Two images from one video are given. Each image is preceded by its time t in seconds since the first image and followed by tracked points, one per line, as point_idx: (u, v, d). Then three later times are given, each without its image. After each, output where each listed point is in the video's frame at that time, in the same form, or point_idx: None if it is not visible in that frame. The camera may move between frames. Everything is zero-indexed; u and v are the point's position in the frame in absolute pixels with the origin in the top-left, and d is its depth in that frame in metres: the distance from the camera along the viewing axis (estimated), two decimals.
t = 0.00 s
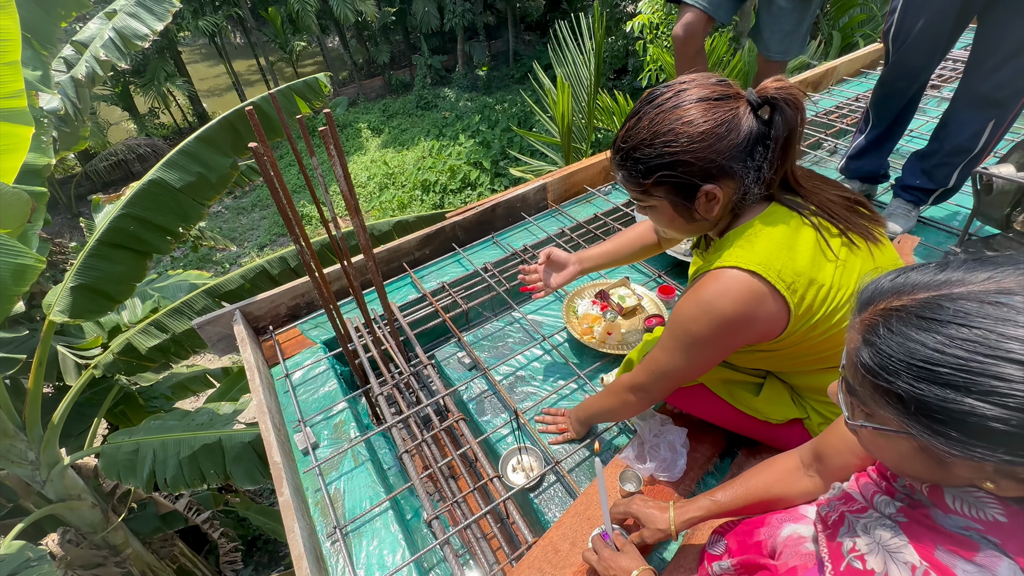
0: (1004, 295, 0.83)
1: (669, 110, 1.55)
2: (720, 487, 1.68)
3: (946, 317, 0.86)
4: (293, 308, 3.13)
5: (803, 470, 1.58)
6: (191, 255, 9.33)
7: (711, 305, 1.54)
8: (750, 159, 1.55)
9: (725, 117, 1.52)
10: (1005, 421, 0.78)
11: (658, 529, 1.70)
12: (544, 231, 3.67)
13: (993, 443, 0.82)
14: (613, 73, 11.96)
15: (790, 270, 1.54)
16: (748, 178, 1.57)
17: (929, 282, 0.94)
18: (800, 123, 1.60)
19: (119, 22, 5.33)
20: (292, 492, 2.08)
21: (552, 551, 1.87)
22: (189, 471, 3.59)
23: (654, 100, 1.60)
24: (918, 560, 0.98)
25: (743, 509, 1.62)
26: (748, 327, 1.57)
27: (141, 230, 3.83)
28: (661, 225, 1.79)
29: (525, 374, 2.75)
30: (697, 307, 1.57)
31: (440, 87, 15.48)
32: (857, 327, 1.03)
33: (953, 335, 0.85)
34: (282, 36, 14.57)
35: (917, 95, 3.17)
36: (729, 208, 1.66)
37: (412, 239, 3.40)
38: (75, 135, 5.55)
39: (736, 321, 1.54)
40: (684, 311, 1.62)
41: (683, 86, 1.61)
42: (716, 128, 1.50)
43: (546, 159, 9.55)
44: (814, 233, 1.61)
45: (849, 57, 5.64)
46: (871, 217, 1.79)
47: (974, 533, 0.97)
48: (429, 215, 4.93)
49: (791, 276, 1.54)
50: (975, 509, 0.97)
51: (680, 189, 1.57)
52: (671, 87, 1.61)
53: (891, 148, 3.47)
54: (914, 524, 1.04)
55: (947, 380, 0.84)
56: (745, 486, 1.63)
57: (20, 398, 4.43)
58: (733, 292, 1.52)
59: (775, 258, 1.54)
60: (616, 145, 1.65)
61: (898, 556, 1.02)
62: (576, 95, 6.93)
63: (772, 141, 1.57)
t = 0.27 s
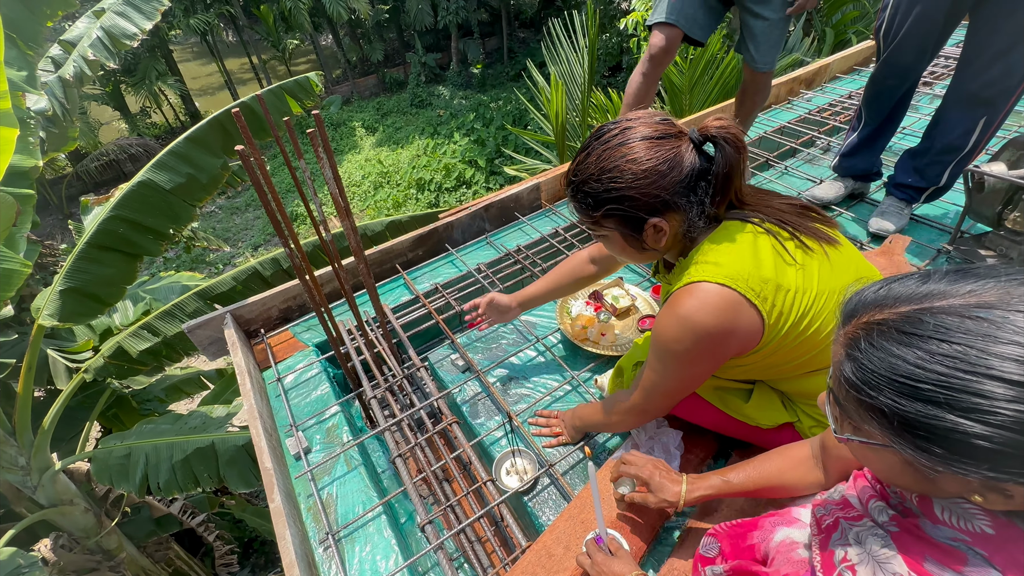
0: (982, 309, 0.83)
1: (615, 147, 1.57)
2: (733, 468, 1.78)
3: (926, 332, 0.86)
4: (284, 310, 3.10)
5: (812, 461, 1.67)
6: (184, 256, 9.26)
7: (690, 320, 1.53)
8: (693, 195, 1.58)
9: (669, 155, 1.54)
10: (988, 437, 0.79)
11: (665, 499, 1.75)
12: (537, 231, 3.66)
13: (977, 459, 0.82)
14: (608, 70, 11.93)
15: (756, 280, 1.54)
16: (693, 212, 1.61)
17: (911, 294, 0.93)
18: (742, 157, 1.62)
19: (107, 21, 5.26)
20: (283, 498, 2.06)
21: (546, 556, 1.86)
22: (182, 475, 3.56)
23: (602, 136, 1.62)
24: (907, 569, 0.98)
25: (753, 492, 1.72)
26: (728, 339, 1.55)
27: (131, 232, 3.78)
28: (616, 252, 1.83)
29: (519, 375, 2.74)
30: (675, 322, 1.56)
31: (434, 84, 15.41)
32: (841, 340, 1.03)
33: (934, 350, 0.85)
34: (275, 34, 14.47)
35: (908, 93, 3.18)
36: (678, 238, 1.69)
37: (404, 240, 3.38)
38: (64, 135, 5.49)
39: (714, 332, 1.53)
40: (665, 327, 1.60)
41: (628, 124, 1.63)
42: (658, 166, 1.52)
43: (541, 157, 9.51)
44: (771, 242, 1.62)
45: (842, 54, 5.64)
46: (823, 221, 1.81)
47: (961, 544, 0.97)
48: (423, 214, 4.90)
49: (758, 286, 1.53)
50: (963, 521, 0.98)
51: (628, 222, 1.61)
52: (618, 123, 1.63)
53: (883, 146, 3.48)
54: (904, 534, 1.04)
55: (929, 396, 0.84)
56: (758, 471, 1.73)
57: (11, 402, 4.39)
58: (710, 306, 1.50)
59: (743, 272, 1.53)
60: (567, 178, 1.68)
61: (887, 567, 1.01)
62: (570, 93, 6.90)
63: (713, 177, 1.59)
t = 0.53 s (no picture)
0: (980, 326, 0.81)
1: (571, 183, 1.57)
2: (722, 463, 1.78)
3: (924, 351, 0.84)
4: (275, 314, 3.06)
5: (804, 462, 1.66)
6: (175, 257, 9.15)
7: (664, 329, 1.52)
8: (650, 228, 1.59)
9: (624, 191, 1.54)
10: (997, 460, 0.76)
11: (656, 496, 1.78)
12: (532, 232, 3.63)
13: (985, 481, 0.80)
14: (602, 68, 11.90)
15: (725, 287, 1.53)
16: (652, 244, 1.61)
17: (906, 310, 0.92)
18: (697, 189, 1.61)
19: (93, 20, 5.20)
20: (274, 507, 2.02)
21: (542, 565, 1.83)
22: (173, 481, 3.49)
23: (559, 171, 1.62)
24: None
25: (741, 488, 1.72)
26: (704, 346, 1.54)
27: (119, 234, 3.71)
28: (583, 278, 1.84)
29: (514, 379, 2.71)
30: (650, 333, 1.55)
31: (428, 82, 15.33)
32: (839, 358, 1.01)
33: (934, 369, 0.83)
34: (266, 32, 14.34)
35: (901, 91, 3.17)
36: (641, 266, 1.70)
37: (397, 243, 3.34)
38: (51, 135, 5.40)
39: (689, 340, 1.52)
40: (642, 338, 1.60)
41: (583, 158, 1.62)
42: (612, 205, 1.53)
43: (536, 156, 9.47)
44: (736, 249, 1.62)
45: (835, 52, 5.64)
46: (788, 224, 1.80)
47: (968, 562, 0.95)
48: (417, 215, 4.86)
49: (726, 292, 1.52)
50: (971, 539, 0.96)
51: (590, 255, 1.62)
52: (574, 158, 1.62)
53: (876, 145, 3.47)
54: (908, 550, 1.03)
55: (933, 418, 0.82)
56: (748, 468, 1.73)
57: None
58: (681, 314, 1.50)
59: (711, 278, 1.52)
60: (529, 213, 1.68)
61: None
62: (564, 91, 6.87)
63: (669, 209, 1.59)
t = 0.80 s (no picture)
0: (1007, 320, 0.78)
1: (542, 193, 1.55)
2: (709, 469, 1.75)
3: (956, 353, 0.79)
4: (262, 313, 2.99)
5: (795, 462, 1.62)
6: (165, 255, 9.03)
7: (643, 333, 1.48)
8: (622, 237, 1.58)
9: (595, 200, 1.52)
10: None
11: (646, 504, 1.75)
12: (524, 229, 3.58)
13: None
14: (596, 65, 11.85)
15: (701, 288, 1.49)
16: (627, 252, 1.60)
17: (919, 310, 0.88)
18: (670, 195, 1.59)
19: (76, 14, 5.13)
20: (258, 512, 1.96)
21: (532, 568, 1.79)
22: (160, 483, 3.41)
23: (530, 181, 1.60)
24: None
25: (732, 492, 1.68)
26: (684, 349, 1.49)
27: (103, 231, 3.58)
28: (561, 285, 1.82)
29: (506, 379, 2.66)
30: (631, 338, 1.51)
31: (421, 79, 15.23)
32: (851, 368, 0.96)
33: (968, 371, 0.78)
34: (257, 28, 14.18)
35: (896, 84, 3.14)
36: (618, 273, 1.69)
37: (386, 239, 3.28)
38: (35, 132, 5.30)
39: (668, 343, 1.48)
40: (625, 343, 1.55)
41: (556, 168, 1.60)
42: (583, 215, 1.51)
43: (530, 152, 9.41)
44: (711, 249, 1.58)
45: (829, 48, 5.62)
46: (766, 221, 1.76)
47: (973, 567, 0.91)
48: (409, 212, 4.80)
49: (702, 294, 1.48)
50: (977, 542, 0.92)
51: (564, 264, 1.61)
52: (547, 167, 1.61)
53: (870, 140, 3.44)
54: (909, 555, 1.00)
55: (980, 428, 0.76)
56: (736, 471, 1.69)
57: None
58: (660, 318, 1.46)
59: (686, 280, 1.48)
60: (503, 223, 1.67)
61: None
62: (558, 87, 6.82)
63: (641, 217, 1.57)
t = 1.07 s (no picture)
0: (1000, 298, 0.78)
1: (525, 193, 1.55)
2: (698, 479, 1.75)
3: (959, 335, 0.79)
4: (255, 308, 2.97)
5: (783, 461, 1.62)
6: (158, 252, 8.95)
7: (630, 329, 1.47)
8: (607, 234, 1.57)
9: (577, 198, 1.52)
10: None
11: (639, 520, 1.68)
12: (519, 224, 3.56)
13: None
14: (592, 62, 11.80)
15: (686, 282, 1.48)
16: (611, 250, 1.60)
17: (915, 294, 0.87)
18: (653, 192, 1.58)
19: (65, 6, 5.07)
20: (250, 506, 1.94)
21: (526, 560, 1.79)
22: (152, 480, 3.39)
23: (514, 180, 1.60)
24: None
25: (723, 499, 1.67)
26: (670, 343, 1.48)
27: (92, 226, 3.53)
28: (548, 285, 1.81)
29: (500, 373, 2.65)
30: (618, 334, 1.50)
31: (417, 75, 15.15)
32: (848, 358, 0.95)
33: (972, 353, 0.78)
34: (251, 23, 14.07)
35: (890, 79, 3.14)
36: (604, 272, 1.68)
37: (380, 234, 3.26)
38: (23, 126, 5.23)
39: (654, 338, 1.47)
40: (613, 340, 1.54)
41: (539, 167, 1.60)
42: (566, 214, 1.51)
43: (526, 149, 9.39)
44: (695, 242, 1.58)
45: (823, 44, 5.62)
46: (750, 212, 1.76)
47: (954, 548, 0.94)
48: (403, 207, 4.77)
49: (687, 287, 1.47)
50: (956, 523, 0.96)
51: (549, 262, 1.60)
52: (529, 167, 1.60)
53: (865, 135, 3.44)
54: (890, 538, 1.02)
55: (992, 411, 0.75)
56: (727, 480, 1.67)
57: None
58: (646, 313, 1.45)
59: (673, 274, 1.47)
60: (487, 224, 1.66)
61: None
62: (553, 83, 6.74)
63: (624, 215, 1.56)
